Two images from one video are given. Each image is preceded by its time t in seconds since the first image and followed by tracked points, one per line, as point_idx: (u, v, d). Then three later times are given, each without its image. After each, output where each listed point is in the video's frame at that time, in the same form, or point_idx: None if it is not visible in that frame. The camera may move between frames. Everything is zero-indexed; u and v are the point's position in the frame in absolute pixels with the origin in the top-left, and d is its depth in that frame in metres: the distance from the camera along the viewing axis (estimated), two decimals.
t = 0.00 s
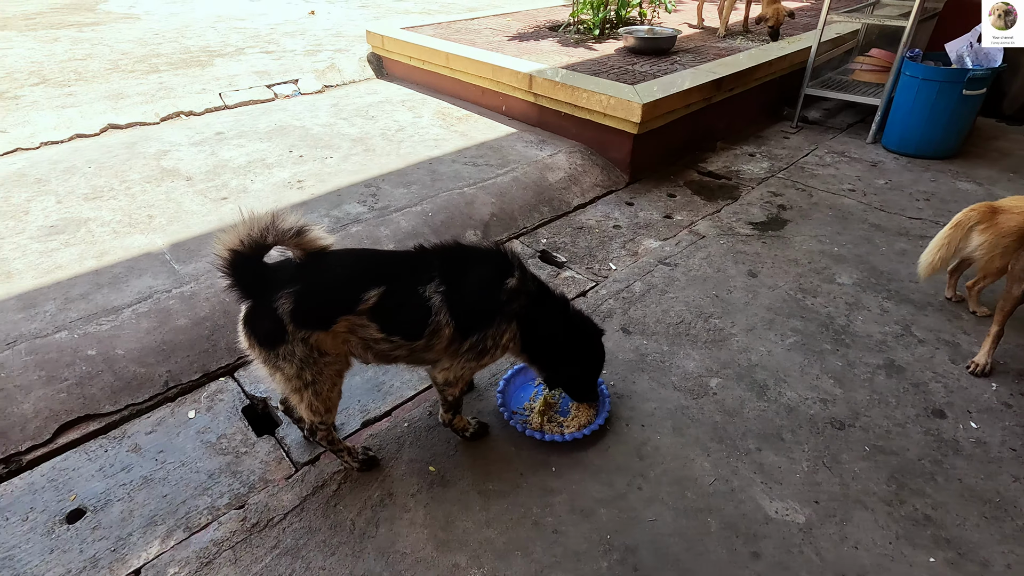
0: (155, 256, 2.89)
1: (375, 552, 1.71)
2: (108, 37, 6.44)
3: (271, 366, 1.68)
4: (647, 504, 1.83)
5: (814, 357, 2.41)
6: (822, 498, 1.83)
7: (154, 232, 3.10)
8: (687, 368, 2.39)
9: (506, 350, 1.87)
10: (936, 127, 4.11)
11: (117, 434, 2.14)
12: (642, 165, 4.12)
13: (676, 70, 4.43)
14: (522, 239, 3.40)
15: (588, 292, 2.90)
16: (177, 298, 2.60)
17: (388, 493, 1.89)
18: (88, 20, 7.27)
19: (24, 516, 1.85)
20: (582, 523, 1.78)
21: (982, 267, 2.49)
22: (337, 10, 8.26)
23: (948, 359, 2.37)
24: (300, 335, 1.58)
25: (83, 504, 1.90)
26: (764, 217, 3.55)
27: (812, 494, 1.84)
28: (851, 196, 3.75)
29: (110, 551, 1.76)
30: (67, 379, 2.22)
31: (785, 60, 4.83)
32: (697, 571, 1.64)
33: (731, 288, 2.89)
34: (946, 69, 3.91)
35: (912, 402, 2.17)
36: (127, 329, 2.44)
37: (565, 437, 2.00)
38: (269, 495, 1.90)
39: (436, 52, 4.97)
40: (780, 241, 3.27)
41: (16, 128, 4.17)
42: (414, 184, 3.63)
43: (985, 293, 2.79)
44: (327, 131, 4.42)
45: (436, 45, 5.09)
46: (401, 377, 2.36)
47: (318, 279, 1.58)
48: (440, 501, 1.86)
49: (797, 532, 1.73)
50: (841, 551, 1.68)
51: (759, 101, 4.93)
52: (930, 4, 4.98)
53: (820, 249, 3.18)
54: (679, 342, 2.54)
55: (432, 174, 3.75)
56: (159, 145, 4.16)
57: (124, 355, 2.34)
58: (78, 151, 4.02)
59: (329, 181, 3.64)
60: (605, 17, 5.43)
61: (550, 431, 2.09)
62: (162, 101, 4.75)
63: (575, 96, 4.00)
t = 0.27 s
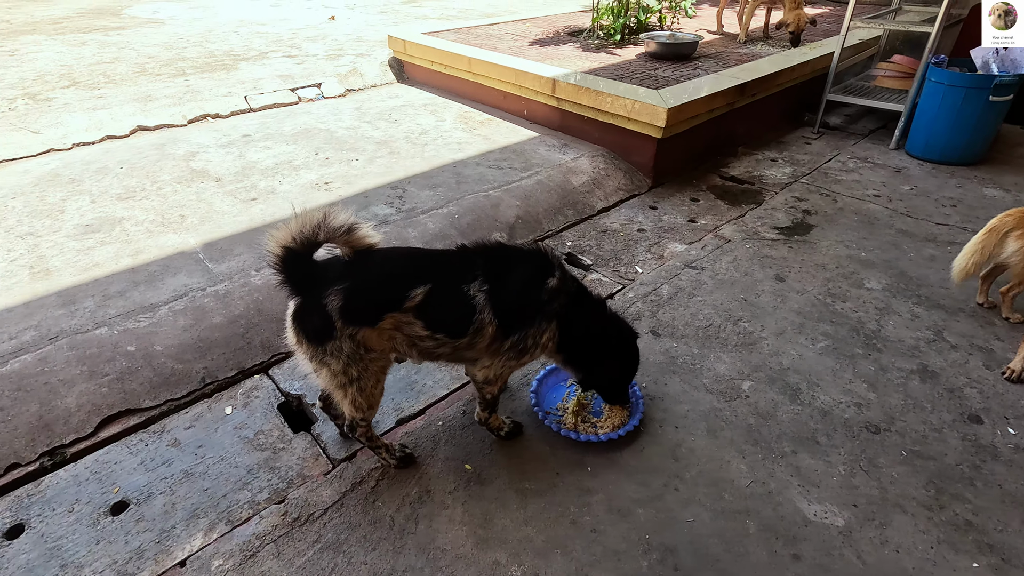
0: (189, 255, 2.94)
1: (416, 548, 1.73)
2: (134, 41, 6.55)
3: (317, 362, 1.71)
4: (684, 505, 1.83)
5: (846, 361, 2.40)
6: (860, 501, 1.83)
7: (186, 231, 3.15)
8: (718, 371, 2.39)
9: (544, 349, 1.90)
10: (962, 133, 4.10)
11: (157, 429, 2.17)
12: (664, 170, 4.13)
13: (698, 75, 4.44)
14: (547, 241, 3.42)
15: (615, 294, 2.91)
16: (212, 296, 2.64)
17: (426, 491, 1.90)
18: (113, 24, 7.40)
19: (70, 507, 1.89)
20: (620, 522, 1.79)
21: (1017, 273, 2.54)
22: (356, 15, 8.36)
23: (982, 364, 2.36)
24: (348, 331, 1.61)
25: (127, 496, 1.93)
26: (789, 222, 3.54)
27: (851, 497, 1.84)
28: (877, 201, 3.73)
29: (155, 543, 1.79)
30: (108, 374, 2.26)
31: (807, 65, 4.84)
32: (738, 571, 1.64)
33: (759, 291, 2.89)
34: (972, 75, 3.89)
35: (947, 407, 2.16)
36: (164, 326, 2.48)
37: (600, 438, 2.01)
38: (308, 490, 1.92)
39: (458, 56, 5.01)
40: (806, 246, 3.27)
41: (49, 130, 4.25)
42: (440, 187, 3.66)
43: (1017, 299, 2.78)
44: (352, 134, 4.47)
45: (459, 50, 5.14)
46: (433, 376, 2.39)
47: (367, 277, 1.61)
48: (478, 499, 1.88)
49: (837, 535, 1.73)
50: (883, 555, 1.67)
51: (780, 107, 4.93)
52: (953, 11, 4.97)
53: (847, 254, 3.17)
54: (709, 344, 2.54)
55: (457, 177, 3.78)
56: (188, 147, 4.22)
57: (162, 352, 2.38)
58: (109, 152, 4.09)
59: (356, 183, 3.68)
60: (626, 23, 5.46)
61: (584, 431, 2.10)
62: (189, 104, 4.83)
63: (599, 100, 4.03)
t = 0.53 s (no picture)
0: (237, 258, 3.02)
1: (472, 549, 1.77)
2: (171, 47, 6.72)
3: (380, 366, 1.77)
4: (735, 514, 1.86)
5: (890, 375, 2.41)
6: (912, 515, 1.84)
7: (233, 235, 3.23)
8: (761, 382, 2.40)
9: (596, 359, 1.94)
10: (999, 146, 4.07)
11: (214, 428, 2.24)
12: (697, 180, 4.15)
13: (731, 86, 4.46)
14: (583, 249, 3.45)
15: (654, 303, 2.94)
16: (262, 299, 2.71)
17: (478, 494, 1.95)
18: (150, 31, 7.59)
19: (135, 502, 1.96)
20: (671, 530, 1.82)
21: None
22: (384, 23, 8.48)
23: None
24: (413, 337, 1.67)
25: (189, 493, 2.00)
26: (825, 233, 3.55)
27: (901, 511, 1.85)
28: (913, 214, 3.72)
29: (219, 538, 1.85)
30: (167, 373, 2.34)
31: (839, 77, 4.83)
32: None
33: (798, 303, 2.90)
34: (1010, 88, 3.88)
35: (995, 423, 2.16)
36: (218, 328, 2.55)
37: (649, 446, 2.05)
38: (364, 491, 1.98)
39: (491, 65, 5.08)
40: (843, 258, 3.27)
41: (96, 134, 4.38)
42: (477, 195, 3.71)
43: None
44: (387, 141, 4.54)
45: (491, 59, 5.21)
46: (478, 381, 2.43)
47: (432, 285, 1.66)
48: (530, 503, 1.92)
49: (889, 548, 1.74)
50: (937, 569, 1.68)
51: (812, 118, 4.93)
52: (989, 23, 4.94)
53: (885, 267, 3.17)
54: (750, 355, 2.56)
55: (493, 185, 3.84)
56: (229, 152, 4.33)
57: (217, 352, 2.45)
58: (153, 157, 4.21)
59: (394, 190, 3.75)
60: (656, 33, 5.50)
61: (631, 439, 2.14)
62: (228, 110, 4.94)
63: (633, 110, 4.07)
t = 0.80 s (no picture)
0: (294, 263, 3.13)
1: (534, 553, 1.84)
2: (217, 55, 6.94)
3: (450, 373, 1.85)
4: (791, 527, 1.89)
5: (941, 394, 2.42)
6: (970, 535, 1.85)
7: (288, 240, 3.35)
8: (811, 398, 2.43)
9: (655, 372, 1.99)
10: None
11: (280, 427, 2.34)
12: (737, 193, 4.17)
13: (772, 100, 4.48)
14: (626, 260, 3.50)
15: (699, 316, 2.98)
16: (320, 304, 2.81)
17: (537, 499, 2.01)
18: (196, 38, 7.85)
19: (211, 496, 2.06)
20: (728, 541, 1.86)
21: None
22: (420, 31, 8.63)
23: None
24: (485, 347, 1.75)
25: (261, 489, 2.10)
26: (869, 249, 3.55)
27: (960, 531, 1.87)
28: (958, 231, 3.70)
29: (291, 533, 1.94)
30: (235, 373, 2.45)
31: (881, 91, 4.82)
32: None
33: (845, 319, 2.91)
34: None
35: None
36: (280, 330, 2.65)
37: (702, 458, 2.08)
38: (427, 493, 2.05)
39: (531, 75, 5.16)
40: (889, 275, 3.27)
41: (152, 140, 4.56)
42: (520, 204, 3.79)
43: None
44: (430, 150, 4.65)
45: (530, 69, 5.29)
46: (531, 389, 2.49)
47: (505, 297, 1.74)
48: (588, 510, 1.97)
49: (949, 567, 1.76)
50: None
51: (852, 131, 4.91)
52: None
53: (932, 285, 3.17)
54: (799, 370, 2.58)
55: (536, 195, 3.91)
56: (278, 158, 4.47)
57: (280, 354, 2.55)
58: (207, 162, 4.37)
59: (440, 198, 3.84)
60: (694, 45, 5.53)
61: (684, 450, 2.17)
62: (275, 117, 5.10)
63: (675, 123, 4.11)
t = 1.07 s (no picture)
0: (344, 264, 3.23)
1: (585, 554, 1.88)
2: (263, 60, 7.16)
3: (507, 376, 1.90)
4: (841, 540, 1.90)
5: (994, 413, 2.39)
6: None
7: (337, 241, 3.46)
8: (859, 411, 2.42)
9: (705, 381, 2.02)
10: None
11: (334, 422, 2.43)
12: (778, 204, 4.16)
13: (816, 111, 4.45)
14: (666, 269, 3.53)
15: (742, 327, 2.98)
16: (371, 304, 2.90)
17: (586, 501, 2.06)
18: (242, 43, 8.10)
19: (272, 486, 2.15)
20: (778, 550, 1.88)
21: None
22: (456, 37, 8.76)
23: None
24: (544, 350, 1.79)
25: (318, 480, 2.18)
26: (915, 264, 3.51)
27: (1015, 551, 1.85)
28: (1008, 248, 3.64)
29: (349, 524, 2.02)
30: (292, 368, 2.55)
31: (928, 103, 4.75)
32: None
33: (891, 334, 2.89)
34: None
35: None
36: (334, 328, 2.75)
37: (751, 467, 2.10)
38: (478, 491, 2.11)
39: (571, 84, 5.22)
40: (937, 290, 3.23)
41: (205, 141, 4.74)
42: (562, 212, 3.84)
43: None
44: (471, 156, 4.73)
45: (570, 78, 5.35)
46: (576, 393, 2.54)
47: (565, 303, 1.80)
48: (636, 514, 2.01)
49: None
50: None
51: (896, 144, 4.85)
52: None
53: (982, 302, 3.12)
54: (845, 384, 2.57)
55: (577, 203, 3.96)
56: (325, 161, 4.60)
57: (334, 352, 2.65)
58: (257, 164, 4.53)
59: (483, 204, 3.91)
60: (734, 56, 5.53)
61: (731, 459, 2.20)
62: (321, 121, 5.25)
63: (717, 133, 4.12)
